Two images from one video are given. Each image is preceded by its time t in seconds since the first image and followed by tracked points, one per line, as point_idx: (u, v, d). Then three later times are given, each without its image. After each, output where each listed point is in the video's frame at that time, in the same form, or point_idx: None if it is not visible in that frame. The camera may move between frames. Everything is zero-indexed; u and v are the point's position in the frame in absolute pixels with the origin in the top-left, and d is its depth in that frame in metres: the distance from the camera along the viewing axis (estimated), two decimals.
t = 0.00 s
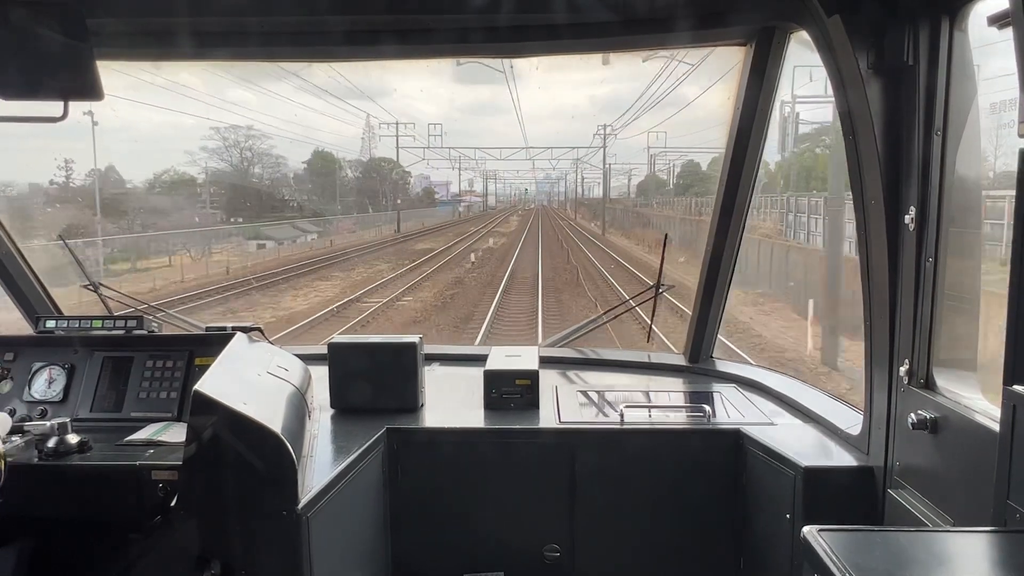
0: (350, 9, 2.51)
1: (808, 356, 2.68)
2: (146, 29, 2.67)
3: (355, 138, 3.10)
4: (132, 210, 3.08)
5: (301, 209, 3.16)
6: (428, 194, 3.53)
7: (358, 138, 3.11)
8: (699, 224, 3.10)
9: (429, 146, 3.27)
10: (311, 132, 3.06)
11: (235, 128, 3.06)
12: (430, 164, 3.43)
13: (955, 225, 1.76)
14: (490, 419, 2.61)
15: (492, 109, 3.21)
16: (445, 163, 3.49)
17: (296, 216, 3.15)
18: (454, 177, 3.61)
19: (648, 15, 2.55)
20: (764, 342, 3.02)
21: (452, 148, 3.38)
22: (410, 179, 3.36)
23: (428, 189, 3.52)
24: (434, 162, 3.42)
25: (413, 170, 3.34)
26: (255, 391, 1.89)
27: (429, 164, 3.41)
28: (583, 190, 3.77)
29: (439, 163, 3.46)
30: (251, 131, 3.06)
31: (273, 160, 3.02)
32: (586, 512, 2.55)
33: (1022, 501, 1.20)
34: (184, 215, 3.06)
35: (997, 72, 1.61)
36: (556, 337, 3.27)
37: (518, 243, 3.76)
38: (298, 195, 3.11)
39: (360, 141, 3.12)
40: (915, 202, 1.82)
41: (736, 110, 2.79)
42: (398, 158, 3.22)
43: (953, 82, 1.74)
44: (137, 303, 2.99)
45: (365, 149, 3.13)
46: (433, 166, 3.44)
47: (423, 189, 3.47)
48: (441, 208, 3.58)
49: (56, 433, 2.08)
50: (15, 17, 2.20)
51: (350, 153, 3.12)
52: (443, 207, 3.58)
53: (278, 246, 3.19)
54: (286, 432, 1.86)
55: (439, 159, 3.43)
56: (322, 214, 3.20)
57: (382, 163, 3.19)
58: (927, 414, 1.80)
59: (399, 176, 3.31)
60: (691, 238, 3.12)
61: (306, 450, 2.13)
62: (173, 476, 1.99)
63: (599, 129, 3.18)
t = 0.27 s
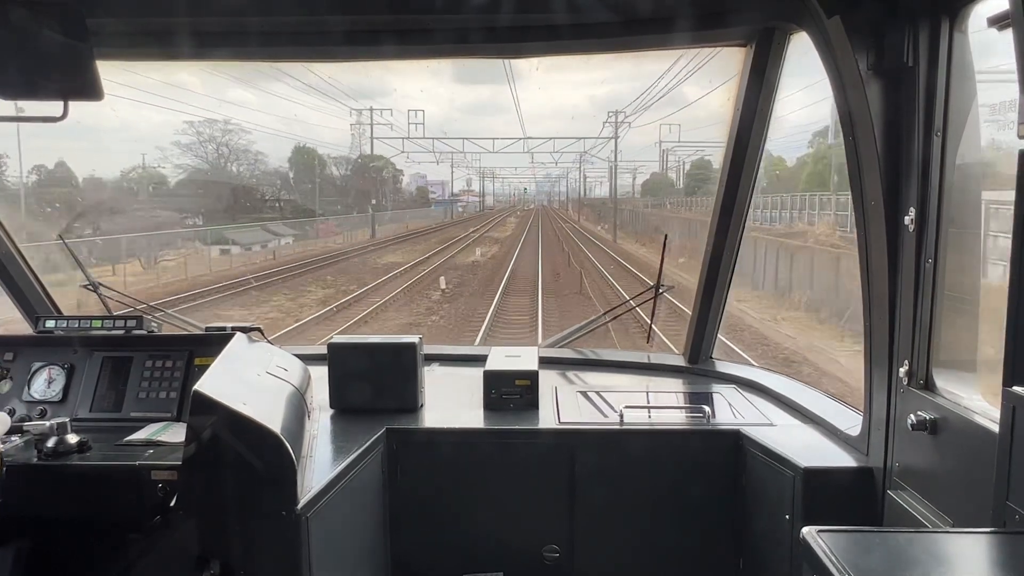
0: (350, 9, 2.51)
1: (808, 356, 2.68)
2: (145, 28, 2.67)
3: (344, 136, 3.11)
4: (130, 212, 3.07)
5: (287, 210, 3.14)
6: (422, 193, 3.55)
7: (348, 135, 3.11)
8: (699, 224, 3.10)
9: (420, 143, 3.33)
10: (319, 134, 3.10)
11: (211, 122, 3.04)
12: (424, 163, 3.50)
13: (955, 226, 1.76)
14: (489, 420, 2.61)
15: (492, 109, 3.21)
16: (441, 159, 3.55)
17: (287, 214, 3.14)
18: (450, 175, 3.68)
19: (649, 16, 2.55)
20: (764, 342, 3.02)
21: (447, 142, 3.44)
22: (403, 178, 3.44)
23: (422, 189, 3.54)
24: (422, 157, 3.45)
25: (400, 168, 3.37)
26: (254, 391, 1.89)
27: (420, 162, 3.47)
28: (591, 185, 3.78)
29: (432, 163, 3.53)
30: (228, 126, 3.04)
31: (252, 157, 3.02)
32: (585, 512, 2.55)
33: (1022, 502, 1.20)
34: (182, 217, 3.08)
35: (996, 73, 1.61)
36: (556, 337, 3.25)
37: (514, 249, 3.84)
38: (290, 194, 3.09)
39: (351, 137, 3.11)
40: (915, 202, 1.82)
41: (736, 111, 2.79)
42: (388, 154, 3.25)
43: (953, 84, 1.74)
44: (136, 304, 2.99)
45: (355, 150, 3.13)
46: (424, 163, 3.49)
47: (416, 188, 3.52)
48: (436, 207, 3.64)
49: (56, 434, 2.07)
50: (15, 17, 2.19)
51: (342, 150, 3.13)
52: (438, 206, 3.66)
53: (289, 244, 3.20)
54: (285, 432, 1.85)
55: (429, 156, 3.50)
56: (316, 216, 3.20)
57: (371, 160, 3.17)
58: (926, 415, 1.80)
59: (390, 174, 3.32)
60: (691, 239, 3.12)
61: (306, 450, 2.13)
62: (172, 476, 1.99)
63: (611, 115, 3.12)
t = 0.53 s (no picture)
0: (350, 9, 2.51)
1: (808, 357, 2.68)
2: (146, 27, 2.66)
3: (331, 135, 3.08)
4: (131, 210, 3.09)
5: (276, 208, 3.15)
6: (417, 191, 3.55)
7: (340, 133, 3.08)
8: (699, 224, 3.09)
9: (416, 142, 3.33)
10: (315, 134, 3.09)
11: (190, 118, 3.03)
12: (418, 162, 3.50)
13: (955, 226, 1.75)
14: (488, 419, 2.60)
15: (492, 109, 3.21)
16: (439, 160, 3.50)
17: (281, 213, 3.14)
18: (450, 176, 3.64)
19: (649, 16, 2.55)
20: (764, 343, 3.02)
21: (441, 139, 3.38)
22: (397, 176, 3.40)
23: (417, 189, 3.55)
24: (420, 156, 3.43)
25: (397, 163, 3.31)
26: (252, 389, 1.89)
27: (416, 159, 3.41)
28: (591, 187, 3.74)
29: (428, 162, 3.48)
30: (207, 121, 3.03)
31: (234, 155, 3.04)
32: (585, 512, 2.55)
33: (1021, 503, 1.20)
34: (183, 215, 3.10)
35: (996, 74, 1.61)
36: (556, 337, 3.27)
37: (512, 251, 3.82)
38: (278, 191, 3.11)
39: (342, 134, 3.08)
40: (914, 203, 1.82)
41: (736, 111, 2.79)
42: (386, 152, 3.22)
43: (953, 84, 1.74)
44: (137, 303, 3.00)
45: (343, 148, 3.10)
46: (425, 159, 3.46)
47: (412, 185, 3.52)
48: (433, 207, 3.63)
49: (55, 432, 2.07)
50: (15, 17, 2.19)
51: (331, 148, 3.10)
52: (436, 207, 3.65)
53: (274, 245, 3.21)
54: (284, 431, 1.85)
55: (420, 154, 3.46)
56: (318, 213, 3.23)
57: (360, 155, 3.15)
58: (926, 415, 1.80)
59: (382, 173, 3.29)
60: (690, 239, 3.12)
61: (305, 449, 2.13)
62: (171, 475, 1.97)
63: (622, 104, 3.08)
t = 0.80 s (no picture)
0: (351, 9, 2.51)
1: (808, 358, 2.68)
2: (147, 27, 2.66)
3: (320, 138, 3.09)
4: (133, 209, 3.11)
5: (281, 206, 3.18)
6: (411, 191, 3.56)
7: (328, 128, 3.09)
8: (700, 224, 3.10)
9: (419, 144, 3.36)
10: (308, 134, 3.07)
11: (157, 110, 3.02)
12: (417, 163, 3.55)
13: (955, 226, 1.76)
14: (488, 420, 2.60)
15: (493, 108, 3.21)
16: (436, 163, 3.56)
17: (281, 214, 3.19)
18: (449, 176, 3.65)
19: (650, 16, 2.55)
20: (764, 343, 3.01)
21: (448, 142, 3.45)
22: (386, 175, 3.39)
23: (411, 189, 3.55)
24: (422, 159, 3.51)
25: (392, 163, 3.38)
26: (253, 389, 1.89)
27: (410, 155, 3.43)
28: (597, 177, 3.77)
29: (421, 157, 3.50)
30: (176, 114, 3.03)
31: (206, 152, 3.00)
32: (585, 512, 2.55)
33: (1021, 503, 1.20)
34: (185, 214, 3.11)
35: (996, 75, 1.62)
36: (556, 337, 3.25)
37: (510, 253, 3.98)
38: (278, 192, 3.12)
39: (327, 136, 3.11)
40: (914, 204, 1.82)
41: (736, 111, 2.79)
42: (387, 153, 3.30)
43: (953, 85, 1.74)
44: (137, 303, 2.95)
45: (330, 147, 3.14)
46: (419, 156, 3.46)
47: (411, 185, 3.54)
48: (429, 208, 3.62)
49: (56, 431, 2.08)
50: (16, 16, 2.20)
51: (318, 147, 3.13)
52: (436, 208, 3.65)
53: (256, 245, 3.21)
54: (284, 431, 1.85)
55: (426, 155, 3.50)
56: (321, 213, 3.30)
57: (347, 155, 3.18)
58: (926, 416, 1.80)
59: (371, 171, 3.29)
60: (690, 239, 3.12)
61: (305, 449, 2.13)
62: (171, 475, 1.96)
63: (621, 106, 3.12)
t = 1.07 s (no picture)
0: (352, 9, 2.51)
1: (808, 358, 2.68)
2: (147, 27, 2.66)
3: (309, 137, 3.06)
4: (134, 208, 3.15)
5: (284, 207, 3.15)
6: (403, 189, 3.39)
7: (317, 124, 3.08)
8: (700, 225, 3.10)
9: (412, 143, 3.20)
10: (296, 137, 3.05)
11: (124, 102, 3.01)
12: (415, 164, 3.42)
13: (955, 226, 1.76)
14: (489, 420, 2.61)
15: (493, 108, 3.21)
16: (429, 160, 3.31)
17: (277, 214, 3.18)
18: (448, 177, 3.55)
19: (650, 16, 2.55)
20: (764, 343, 3.01)
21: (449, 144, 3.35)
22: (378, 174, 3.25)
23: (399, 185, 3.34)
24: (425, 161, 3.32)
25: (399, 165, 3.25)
26: (253, 389, 1.88)
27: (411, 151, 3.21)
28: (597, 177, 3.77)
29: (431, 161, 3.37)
30: (144, 107, 3.01)
31: (177, 147, 3.03)
32: (585, 512, 2.55)
33: (1021, 504, 1.21)
34: (184, 214, 3.13)
35: (997, 74, 1.62)
36: (556, 337, 3.28)
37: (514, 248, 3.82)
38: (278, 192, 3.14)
39: (315, 132, 3.08)
40: (915, 204, 1.82)
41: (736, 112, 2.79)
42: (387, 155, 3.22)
43: (953, 85, 1.74)
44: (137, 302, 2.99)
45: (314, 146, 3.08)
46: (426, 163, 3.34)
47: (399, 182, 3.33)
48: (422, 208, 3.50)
49: (56, 431, 2.08)
50: (17, 17, 2.20)
51: (307, 145, 3.07)
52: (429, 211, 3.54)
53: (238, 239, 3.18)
54: (284, 431, 1.85)
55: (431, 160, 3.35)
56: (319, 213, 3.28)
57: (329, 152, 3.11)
58: (926, 416, 1.80)
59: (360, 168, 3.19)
60: (691, 239, 3.12)
61: (305, 449, 2.13)
62: (171, 475, 1.96)
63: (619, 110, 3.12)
